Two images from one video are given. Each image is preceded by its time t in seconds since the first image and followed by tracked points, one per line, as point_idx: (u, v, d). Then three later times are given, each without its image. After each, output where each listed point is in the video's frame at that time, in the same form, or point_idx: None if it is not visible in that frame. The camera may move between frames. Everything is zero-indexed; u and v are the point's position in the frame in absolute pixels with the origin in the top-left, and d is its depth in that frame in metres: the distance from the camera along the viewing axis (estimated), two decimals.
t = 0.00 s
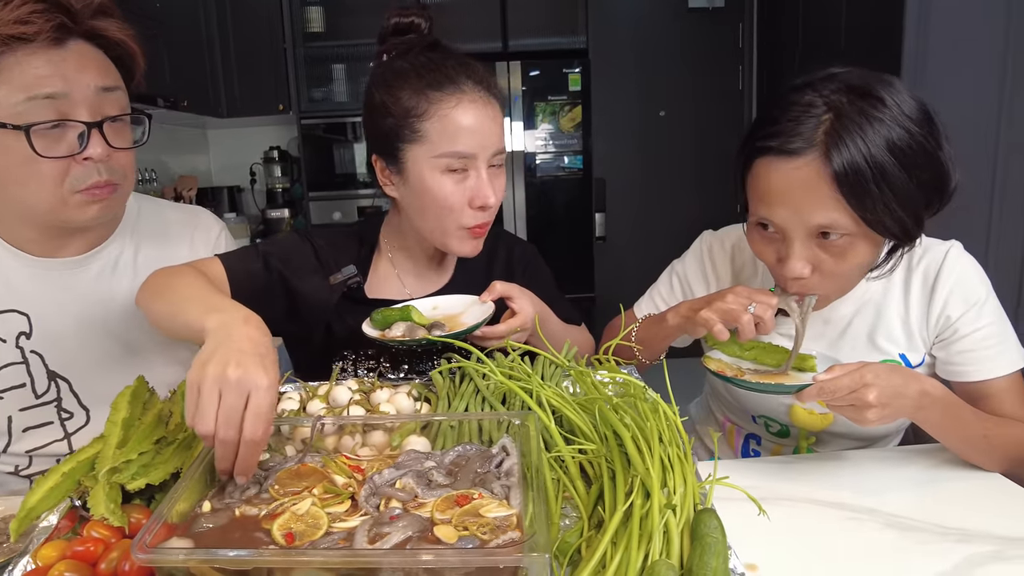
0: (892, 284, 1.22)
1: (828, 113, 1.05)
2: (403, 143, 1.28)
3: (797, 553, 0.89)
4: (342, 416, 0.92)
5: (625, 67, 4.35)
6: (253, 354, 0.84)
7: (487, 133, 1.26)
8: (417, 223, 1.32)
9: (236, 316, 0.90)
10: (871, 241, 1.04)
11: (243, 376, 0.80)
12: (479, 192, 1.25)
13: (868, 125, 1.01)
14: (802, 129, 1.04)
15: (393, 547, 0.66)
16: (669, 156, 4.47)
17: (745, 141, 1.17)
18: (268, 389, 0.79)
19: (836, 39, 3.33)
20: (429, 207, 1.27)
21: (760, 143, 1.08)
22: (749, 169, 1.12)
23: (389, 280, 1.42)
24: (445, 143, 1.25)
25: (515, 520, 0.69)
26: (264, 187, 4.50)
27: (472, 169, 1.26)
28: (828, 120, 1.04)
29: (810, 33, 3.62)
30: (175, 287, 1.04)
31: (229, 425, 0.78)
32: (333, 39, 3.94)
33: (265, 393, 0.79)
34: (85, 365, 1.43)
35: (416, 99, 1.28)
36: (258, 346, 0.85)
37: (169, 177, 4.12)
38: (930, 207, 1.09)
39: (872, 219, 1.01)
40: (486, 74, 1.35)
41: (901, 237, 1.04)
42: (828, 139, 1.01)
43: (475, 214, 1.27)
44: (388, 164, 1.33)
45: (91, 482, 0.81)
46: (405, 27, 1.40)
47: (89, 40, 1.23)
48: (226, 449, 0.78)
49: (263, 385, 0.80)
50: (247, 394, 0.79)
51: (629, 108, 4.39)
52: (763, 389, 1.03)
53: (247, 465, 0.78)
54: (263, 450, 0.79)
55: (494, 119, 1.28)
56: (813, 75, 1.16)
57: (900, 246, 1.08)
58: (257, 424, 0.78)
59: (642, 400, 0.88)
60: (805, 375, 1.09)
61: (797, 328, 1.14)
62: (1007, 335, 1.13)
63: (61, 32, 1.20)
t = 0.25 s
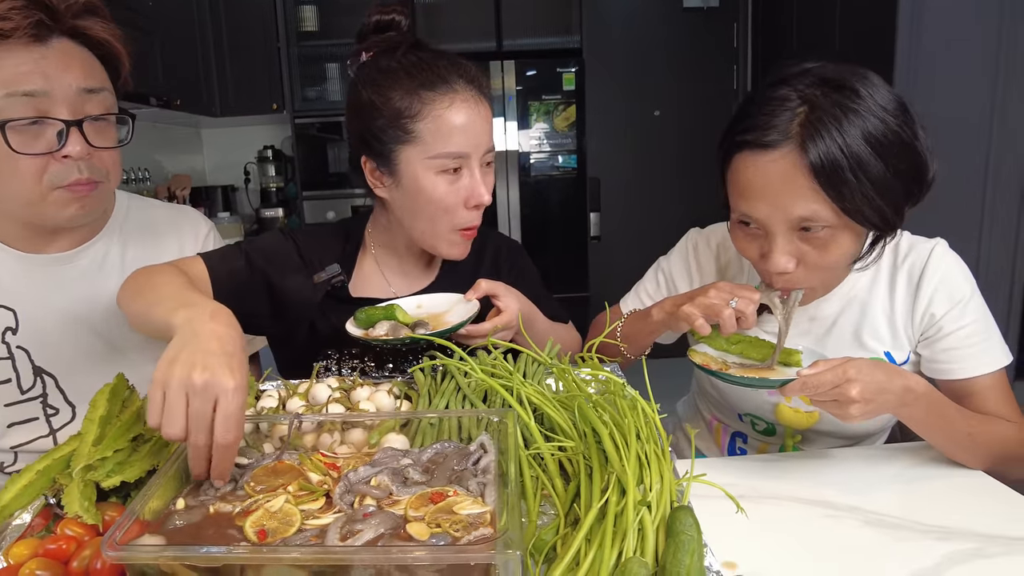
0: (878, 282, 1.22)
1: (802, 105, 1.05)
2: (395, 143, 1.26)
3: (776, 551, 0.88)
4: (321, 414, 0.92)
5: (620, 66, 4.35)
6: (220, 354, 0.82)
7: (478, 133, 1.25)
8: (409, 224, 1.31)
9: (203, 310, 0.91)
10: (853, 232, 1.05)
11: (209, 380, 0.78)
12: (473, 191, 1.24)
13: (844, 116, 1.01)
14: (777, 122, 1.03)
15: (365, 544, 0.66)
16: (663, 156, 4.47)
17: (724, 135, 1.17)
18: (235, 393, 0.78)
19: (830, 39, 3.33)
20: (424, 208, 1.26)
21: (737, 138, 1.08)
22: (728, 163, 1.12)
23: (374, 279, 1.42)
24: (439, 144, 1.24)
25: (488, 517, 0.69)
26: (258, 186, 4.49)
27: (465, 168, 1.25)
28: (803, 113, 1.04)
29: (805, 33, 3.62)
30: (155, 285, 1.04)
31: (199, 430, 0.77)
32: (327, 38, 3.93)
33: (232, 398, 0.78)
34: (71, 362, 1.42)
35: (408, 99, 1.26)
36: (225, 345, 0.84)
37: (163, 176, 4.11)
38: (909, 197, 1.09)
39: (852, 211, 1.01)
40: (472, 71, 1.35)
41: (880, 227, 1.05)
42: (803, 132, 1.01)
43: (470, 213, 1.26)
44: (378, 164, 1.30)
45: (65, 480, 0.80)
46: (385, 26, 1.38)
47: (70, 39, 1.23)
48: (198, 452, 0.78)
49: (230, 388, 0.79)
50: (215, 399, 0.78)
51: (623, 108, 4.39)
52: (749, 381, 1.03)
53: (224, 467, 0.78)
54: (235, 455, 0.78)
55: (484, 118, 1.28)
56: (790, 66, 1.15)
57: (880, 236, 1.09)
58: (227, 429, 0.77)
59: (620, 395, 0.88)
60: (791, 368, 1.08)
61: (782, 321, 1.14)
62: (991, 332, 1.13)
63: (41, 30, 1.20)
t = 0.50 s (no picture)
0: (860, 281, 1.22)
1: (768, 105, 1.08)
2: (380, 146, 1.26)
3: (753, 548, 0.89)
4: (303, 411, 0.92)
5: (615, 66, 4.35)
6: (193, 369, 0.82)
7: (462, 134, 1.25)
8: (395, 224, 1.31)
9: (174, 318, 0.91)
10: (828, 227, 1.06)
11: (183, 397, 0.78)
12: (458, 193, 1.25)
13: (810, 114, 1.04)
14: (745, 122, 1.06)
15: (339, 541, 0.66)
16: (658, 155, 4.47)
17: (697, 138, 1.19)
18: (210, 410, 0.79)
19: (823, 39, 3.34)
20: (410, 209, 1.26)
21: (708, 140, 1.10)
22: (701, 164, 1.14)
23: (358, 278, 1.42)
24: (423, 147, 1.23)
25: (463, 513, 0.69)
26: (252, 186, 4.49)
27: (451, 171, 1.25)
28: (769, 113, 1.06)
29: (799, 33, 3.63)
30: (139, 284, 1.04)
31: (179, 448, 0.78)
32: (321, 37, 3.92)
33: (207, 415, 0.78)
34: (58, 362, 1.43)
35: (392, 102, 1.25)
36: (197, 357, 0.84)
37: (157, 176, 4.12)
38: (881, 192, 1.11)
39: (825, 207, 1.03)
40: (457, 72, 1.35)
41: (853, 221, 1.06)
42: (770, 130, 1.04)
43: (456, 214, 1.27)
44: (361, 164, 1.30)
45: (44, 477, 0.80)
46: (367, 23, 1.38)
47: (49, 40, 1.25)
48: (179, 469, 0.78)
49: (205, 405, 0.79)
50: (191, 416, 0.79)
51: (618, 108, 4.40)
52: (732, 378, 1.02)
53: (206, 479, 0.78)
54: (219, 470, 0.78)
55: (468, 119, 1.28)
56: (756, 73, 1.19)
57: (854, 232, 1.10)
58: (206, 445, 0.77)
59: (599, 392, 0.89)
60: (773, 365, 1.08)
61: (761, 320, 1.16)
62: (973, 331, 1.14)
63: (20, 31, 1.22)
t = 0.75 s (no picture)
0: (843, 281, 1.23)
1: (747, 104, 1.09)
2: (363, 150, 1.27)
3: (730, 547, 0.89)
4: (283, 411, 0.92)
5: (610, 66, 4.35)
6: (177, 371, 0.83)
7: (446, 139, 1.26)
8: (379, 226, 1.32)
9: (159, 318, 0.92)
10: (809, 225, 1.07)
11: (165, 400, 0.79)
12: (441, 196, 1.26)
13: (788, 112, 1.05)
14: (724, 121, 1.07)
15: (312, 540, 0.66)
16: (653, 155, 4.48)
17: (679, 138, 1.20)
18: (193, 413, 0.79)
19: (817, 40, 3.35)
20: (393, 212, 1.27)
21: (689, 140, 1.11)
22: (682, 164, 1.15)
23: (343, 279, 1.42)
24: (407, 152, 1.24)
25: (438, 512, 0.69)
26: (247, 186, 4.49)
27: (435, 175, 1.26)
28: (747, 111, 1.07)
29: (794, 34, 3.63)
30: (121, 285, 1.05)
31: (161, 450, 0.78)
32: (315, 37, 3.92)
33: (190, 417, 0.79)
34: (45, 364, 1.44)
35: (376, 106, 1.26)
36: (181, 361, 0.85)
37: (151, 176, 4.12)
38: (861, 189, 1.12)
39: (804, 204, 1.03)
40: (441, 75, 1.35)
41: (834, 218, 1.07)
42: (748, 128, 1.05)
43: (439, 217, 1.28)
44: (344, 167, 1.30)
45: (23, 477, 0.80)
46: (352, 23, 1.38)
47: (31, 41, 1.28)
48: (159, 469, 0.78)
49: (189, 408, 0.80)
50: (173, 418, 0.79)
51: (613, 108, 4.40)
52: (715, 376, 1.03)
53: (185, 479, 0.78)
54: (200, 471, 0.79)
55: (451, 123, 1.28)
56: (735, 74, 1.20)
57: (835, 229, 1.11)
58: (189, 447, 0.78)
59: (578, 391, 0.89)
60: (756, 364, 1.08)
61: (741, 319, 1.19)
62: (954, 331, 1.14)
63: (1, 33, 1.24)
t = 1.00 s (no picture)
0: (828, 281, 1.24)
1: (728, 102, 1.09)
2: (348, 151, 1.27)
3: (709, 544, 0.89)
4: (265, 410, 0.92)
5: (604, 66, 4.36)
6: (158, 356, 0.83)
7: (432, 140, 1.26)
8: (365, 227, 1.32)
9: (144, 309, 0.92)
10: (793, 221, 1.07)
11: (145, 382, 0.79)
12: (427, 198, 1.26)
13: (770, 109, 1.05)
14: (706, 120, 1.07)
15: (288, 537, 0.66)
16: (648, 156, 4.49)
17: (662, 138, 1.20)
18: (172, 395, 0.80)
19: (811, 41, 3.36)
20: (378, 213, 1.27)
21: (672, 139, 1.11)
22: (666, 163, 1.15)
23: (328, 279, 1.42)
24: (393, 154, 1.24)
25: (413, 510, 0.69)
26: (241, 186, 4.48)
27: (420, 176, 1.26)
28: (729, 109, 1.08)
29: (789, 34, 3.63)
30: (104, 282, 1.05)
31: (139, 432, 0.78)
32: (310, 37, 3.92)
33: (169, 399, 0.79)
34: (31, 363, 1.44)
35: (362, 107, 1.26)
36: (163, 346, 0.86)
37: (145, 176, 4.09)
38: (843, 186, 1.13)
39: (787, 200, 1.04)
40: (427, 76, 1.35)
41: (817, 214, 1.07)
42: (730, 125, 1.05)
43: (425, 219, 1.28)
44: (330, 168, 1.30)
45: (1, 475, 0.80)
46: (338, 23, 1.38)
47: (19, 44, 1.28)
48: (137, 453, 0.79)
49: (168, 390, 0.80)
50: (152, 401, 0.80)
51: (608, 108, 4.41)
52: (698, 376, 1.03)
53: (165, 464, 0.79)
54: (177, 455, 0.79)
55: (437, 125, 1.28)
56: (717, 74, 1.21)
57: (818, 226, 1.11)
58: (166, 429, 0.78)
59: (556, 389, 0.89)
60: (739, 363, 1.09)
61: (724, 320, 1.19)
62: (937, 329, 1.15)
63: None
